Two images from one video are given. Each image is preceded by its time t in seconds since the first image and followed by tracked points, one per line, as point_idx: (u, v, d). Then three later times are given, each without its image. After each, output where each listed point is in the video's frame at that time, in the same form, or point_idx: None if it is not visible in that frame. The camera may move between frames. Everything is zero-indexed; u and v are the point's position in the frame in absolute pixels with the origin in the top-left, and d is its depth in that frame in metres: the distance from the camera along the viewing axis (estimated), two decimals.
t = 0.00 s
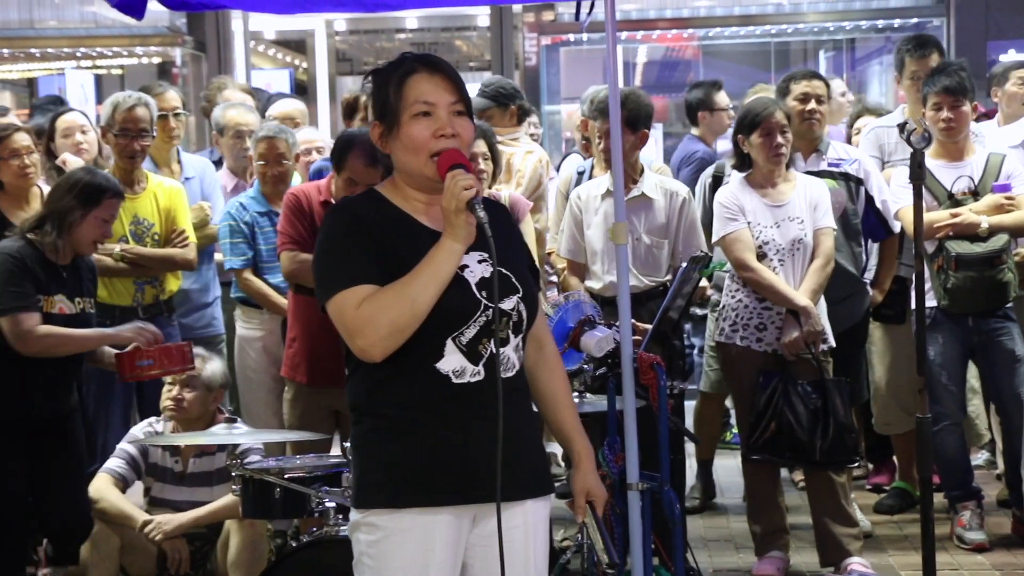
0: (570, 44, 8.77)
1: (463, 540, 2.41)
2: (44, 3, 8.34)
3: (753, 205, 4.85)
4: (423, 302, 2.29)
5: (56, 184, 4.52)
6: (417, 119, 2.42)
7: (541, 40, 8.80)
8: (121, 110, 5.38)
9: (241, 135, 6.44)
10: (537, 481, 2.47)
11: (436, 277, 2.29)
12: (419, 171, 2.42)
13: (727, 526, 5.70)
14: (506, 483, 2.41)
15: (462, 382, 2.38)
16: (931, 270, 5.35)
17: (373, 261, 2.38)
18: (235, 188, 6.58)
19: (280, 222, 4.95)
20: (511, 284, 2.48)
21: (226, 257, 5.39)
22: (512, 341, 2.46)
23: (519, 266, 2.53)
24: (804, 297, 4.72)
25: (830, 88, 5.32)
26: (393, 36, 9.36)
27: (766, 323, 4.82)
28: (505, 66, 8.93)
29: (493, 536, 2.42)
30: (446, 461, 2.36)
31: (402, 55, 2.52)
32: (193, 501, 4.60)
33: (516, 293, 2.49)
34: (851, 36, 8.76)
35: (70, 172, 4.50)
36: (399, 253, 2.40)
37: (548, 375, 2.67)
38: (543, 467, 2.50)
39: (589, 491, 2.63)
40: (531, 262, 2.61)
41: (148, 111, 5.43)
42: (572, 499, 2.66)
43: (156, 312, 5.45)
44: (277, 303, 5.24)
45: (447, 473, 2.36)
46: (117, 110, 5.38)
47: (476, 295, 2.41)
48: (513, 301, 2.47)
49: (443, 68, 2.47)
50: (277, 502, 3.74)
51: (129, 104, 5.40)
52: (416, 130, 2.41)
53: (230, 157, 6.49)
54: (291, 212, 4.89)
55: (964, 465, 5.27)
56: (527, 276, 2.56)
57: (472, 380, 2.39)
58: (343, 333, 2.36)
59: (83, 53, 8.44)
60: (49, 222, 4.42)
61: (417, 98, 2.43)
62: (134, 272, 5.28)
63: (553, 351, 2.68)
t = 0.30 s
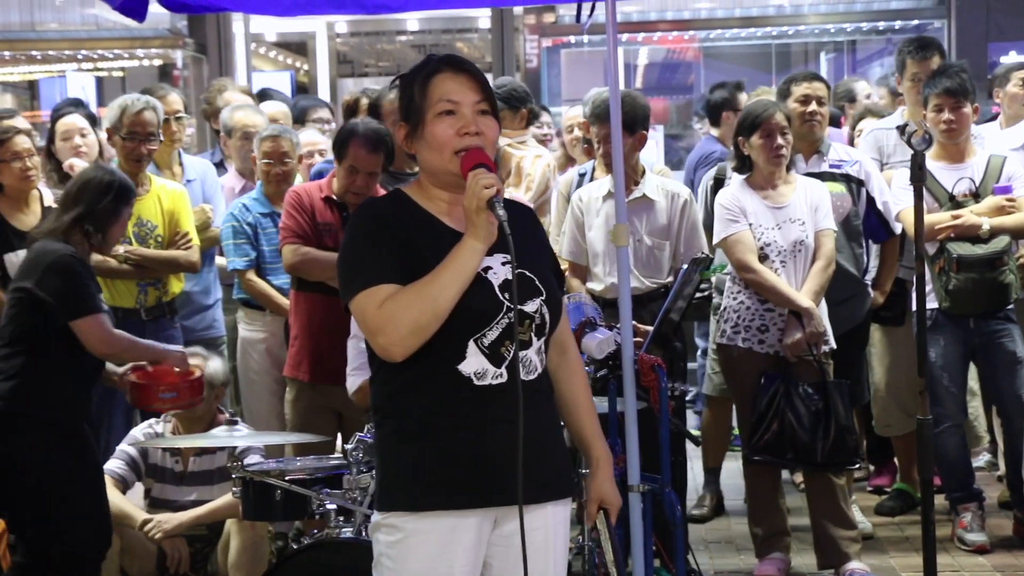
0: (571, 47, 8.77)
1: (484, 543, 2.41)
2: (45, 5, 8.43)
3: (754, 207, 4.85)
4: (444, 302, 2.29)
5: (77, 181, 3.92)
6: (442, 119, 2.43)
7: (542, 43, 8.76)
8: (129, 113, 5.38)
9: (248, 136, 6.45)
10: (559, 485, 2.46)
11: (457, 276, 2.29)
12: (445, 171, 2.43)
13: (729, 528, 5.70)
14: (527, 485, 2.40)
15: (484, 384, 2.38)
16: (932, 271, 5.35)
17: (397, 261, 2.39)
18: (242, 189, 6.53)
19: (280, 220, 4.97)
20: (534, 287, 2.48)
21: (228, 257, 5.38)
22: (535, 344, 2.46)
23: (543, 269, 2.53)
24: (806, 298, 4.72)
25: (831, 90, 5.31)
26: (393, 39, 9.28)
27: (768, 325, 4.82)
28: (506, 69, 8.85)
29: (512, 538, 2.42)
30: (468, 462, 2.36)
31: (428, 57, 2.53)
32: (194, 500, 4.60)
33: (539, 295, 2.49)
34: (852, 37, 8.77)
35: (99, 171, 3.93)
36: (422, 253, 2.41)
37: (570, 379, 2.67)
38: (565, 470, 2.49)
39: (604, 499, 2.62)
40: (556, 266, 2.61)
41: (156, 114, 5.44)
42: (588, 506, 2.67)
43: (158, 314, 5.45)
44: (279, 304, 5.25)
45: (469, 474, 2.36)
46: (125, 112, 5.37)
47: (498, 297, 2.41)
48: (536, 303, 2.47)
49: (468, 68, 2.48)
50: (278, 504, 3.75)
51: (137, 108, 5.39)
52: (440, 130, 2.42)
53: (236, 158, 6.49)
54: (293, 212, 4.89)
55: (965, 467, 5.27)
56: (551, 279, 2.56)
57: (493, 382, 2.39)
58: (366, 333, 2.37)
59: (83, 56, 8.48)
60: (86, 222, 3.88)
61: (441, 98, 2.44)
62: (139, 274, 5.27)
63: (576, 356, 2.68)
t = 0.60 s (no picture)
0: (570, 48, 8.74)
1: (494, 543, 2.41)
2: (44, 7, 8.47)
3: (753, 208, 4.85)
4: (455, 305, 2.29)
5: (113, 200, 4.18)
6: (456, 121, 2.43)
7: (542, 43, 8.74)
8: (132, 119, 5.34)
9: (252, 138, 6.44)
10: (571, 488, 2.45)
11: (469, 281, 2.29)
12: (460, 173, 2.43)
13: (729, 529, 5.70)
14: (538, 487, 2.40)
15: (496, 386, 2.38)
16: (931, 272, 5.35)
17: (410, 262, 2.39)
18: (246, 190, 6.49)
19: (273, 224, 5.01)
20: (548, 289, 2.48)
21: (229, 258, 5.40)
22: (549, 346, 2.46)
23: (557, 270, 2.53)
24: (806, 298, 4.72)
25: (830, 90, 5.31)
26: (393, 40, 9.26)
27: (768, 325, 4.82)
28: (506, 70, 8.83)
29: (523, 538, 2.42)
30: (479, 464, 2.36)
31: (445, 57, 2.53)
32: (190, 500, 4.60)
33: (553, 297, 2.49)
34: (852, 39, 8.77)
35: (126, 192, 4.21)
36: (435, 254, 2.41)
37: (586, 381, 2.66)
38: (578, 473, 2.48)
39: (620, 502, 2.63)
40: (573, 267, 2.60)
41: (158, 120, 5.40)
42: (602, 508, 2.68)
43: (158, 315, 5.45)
44: (280, 305, 5.26)
45: (481, 476, 2.36)
46: (128, 118, 5.33)
47: (511, 299, 2.41)
48: (550, 305, 2.47)
49: (484, 70, 2.48)
50: (278, 505, 3.75)
51: (140, 114, 5.35)
52: (455, 133, 2.43)
53: (241, 159, 6.47)
54: (283, 215, 4.95)
55: (964, 467, 5.27)
56: (567, 281, 2.55)
57: (505, 384, 2.38)
58: (377, 334, 2.37)
59: (83, 58, 8.48)
60: (134, 240, 4.20)
61: (456, 100, 2.44)
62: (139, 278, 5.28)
63: (593, 357, 2.67)
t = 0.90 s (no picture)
0: (570, 49, 8.79)
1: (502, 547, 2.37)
2: (44, 8, 8.46)
3: (752, 209, 4.86)
4: (456, 308, 2.27)
5: (146, 212, 4.36)
6: (469, 125, 2.43)
7: (542, 45, 8.69)
8: (125, 125, 5.28)
9: (253, 140, 6.45)
10: (582, 494, 2.39)
11: (469, 284, 2.26)
12: (472, 176, 2.42)
13: (729, 529, 5.70)
14: (544, 492, 2.35)
15: (502, 389, 2.34)
16: (931, 273, 5.34)
17: (418, 264, 2.38)
18: (247, 192, 6.49)
19: (266, 233, 5.04)
20: (559, 292, 2.42)
21: (228, 260, 5.41)
22: (558, 350, 2.40)
23: (573, 273, 2.47)
24: (805, 299, 4.72)
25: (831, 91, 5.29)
26: (393, 41, 9.19)
27: (768, 326, 4.82)
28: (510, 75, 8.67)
29: (531, 542, 2.37)
30: (484, 467, 2.32)
31: (465, 60, 2.52)
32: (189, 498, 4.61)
33: (563, 300, 2.43)
34: (852, 39, 8.76)
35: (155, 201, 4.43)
36: (444, 255, 2.39)
37: (610, 387, 2.61)
38: (591, 477, 2.42)
39: (638, 509, 2.60)
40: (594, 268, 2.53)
41: (153, 126, 5.34)
42: (623, 514, 2.64)
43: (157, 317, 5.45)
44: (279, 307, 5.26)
45: (486, 480, 2.32)
46: (122, 124, 5.28)
47: (518, 301, 2.37)
48: (558, 309, 2.42)
49: (501, 72, 2.46)
50: (278, 507, 3.73)
51: (134, 120, 5.29)
52: (467, 136, 2.42)
53: (241, 160, 6.48)
54: (275, 223, 4.98)
55: (965, 468, 5.27)
56: (583, 287, 2.48)
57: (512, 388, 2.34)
58: (384, 336, 2.37)
59: (83, 59, 8.48)
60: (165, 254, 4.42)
61: (470, 104, 2.43)
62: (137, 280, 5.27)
63: (616, 362, 2.62)
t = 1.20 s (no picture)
0: (572, 49, 8.74)
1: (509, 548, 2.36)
2: (46, 9, 8.45)
3: (753, 209, 4.86)
4: (460, 308, 2.25)
5: (151, 217, 4.29)
6: (483, 123, 2.41)
7: (542, 45, 8.72)
8: (121, 126, 5.23)
9: (254, 140, 6.45)
10: (589, 496, 2.37)
11: (472, 284, 2.24)
12: (484, 176, 2.40)
13: (731, 529, 5.70)
14: (549, 496, 2.33)
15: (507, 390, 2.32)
16: (933, 273, 5.34)
17: (426, 264, 2.37)
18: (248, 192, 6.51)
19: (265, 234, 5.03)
20: (566, 294, 2.40)
21: (228, 261, 5.41)
22: (565, 352, 2.38)
23: (584, 276, 2.44)
24: (806, 300, 4.71)
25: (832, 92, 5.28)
26: (393, 41, 9.21)
27: (768, 327, 4.81)
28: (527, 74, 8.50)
29: (538, 544, 2.36)
30: (489, 469, 2.31)
31: (482, 60, 2.51)
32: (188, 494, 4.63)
33: (570, 303, 2.41)
34: (853, 39, 8.73)
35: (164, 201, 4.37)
36: (450, 255, 2.38)
37: (624, 390, 2.61)
38: (599, 480, 2.40)
39: (654, 511, 2.57)
40: (607, 269, 2.52)
41: (150, 126, 5.28)
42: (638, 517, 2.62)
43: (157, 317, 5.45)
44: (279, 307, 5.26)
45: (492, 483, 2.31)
46: (117, 125, 5.23)
47: (523, 303, 2.36)
48: (564, 311, 2.39)
49: (516, 71, 2.44)
50: (280, 506, 3.73)
51: (130, 121, 5.24)
52: (481, 134, 2.40)
53: (241, 161, 6.49)
54: (274, 223, 4.98)
55: (966, 468, 5.27)
56: (594, 290, 2.46)
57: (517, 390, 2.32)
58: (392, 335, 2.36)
59: (85, 59, 8.48)
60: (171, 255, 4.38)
61: (485, 102, 2.42)
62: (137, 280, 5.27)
63: (632, 365, 2.61)
